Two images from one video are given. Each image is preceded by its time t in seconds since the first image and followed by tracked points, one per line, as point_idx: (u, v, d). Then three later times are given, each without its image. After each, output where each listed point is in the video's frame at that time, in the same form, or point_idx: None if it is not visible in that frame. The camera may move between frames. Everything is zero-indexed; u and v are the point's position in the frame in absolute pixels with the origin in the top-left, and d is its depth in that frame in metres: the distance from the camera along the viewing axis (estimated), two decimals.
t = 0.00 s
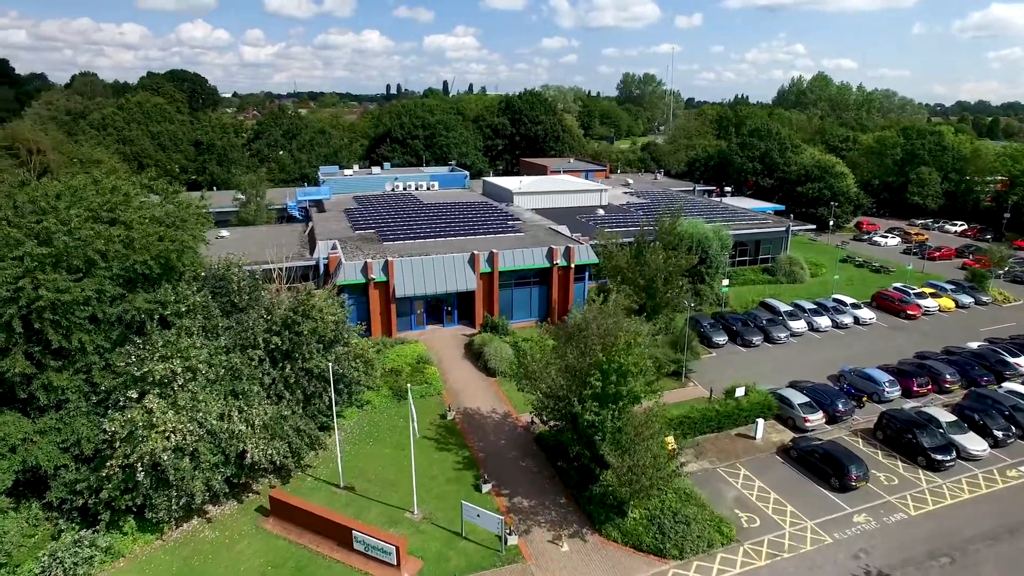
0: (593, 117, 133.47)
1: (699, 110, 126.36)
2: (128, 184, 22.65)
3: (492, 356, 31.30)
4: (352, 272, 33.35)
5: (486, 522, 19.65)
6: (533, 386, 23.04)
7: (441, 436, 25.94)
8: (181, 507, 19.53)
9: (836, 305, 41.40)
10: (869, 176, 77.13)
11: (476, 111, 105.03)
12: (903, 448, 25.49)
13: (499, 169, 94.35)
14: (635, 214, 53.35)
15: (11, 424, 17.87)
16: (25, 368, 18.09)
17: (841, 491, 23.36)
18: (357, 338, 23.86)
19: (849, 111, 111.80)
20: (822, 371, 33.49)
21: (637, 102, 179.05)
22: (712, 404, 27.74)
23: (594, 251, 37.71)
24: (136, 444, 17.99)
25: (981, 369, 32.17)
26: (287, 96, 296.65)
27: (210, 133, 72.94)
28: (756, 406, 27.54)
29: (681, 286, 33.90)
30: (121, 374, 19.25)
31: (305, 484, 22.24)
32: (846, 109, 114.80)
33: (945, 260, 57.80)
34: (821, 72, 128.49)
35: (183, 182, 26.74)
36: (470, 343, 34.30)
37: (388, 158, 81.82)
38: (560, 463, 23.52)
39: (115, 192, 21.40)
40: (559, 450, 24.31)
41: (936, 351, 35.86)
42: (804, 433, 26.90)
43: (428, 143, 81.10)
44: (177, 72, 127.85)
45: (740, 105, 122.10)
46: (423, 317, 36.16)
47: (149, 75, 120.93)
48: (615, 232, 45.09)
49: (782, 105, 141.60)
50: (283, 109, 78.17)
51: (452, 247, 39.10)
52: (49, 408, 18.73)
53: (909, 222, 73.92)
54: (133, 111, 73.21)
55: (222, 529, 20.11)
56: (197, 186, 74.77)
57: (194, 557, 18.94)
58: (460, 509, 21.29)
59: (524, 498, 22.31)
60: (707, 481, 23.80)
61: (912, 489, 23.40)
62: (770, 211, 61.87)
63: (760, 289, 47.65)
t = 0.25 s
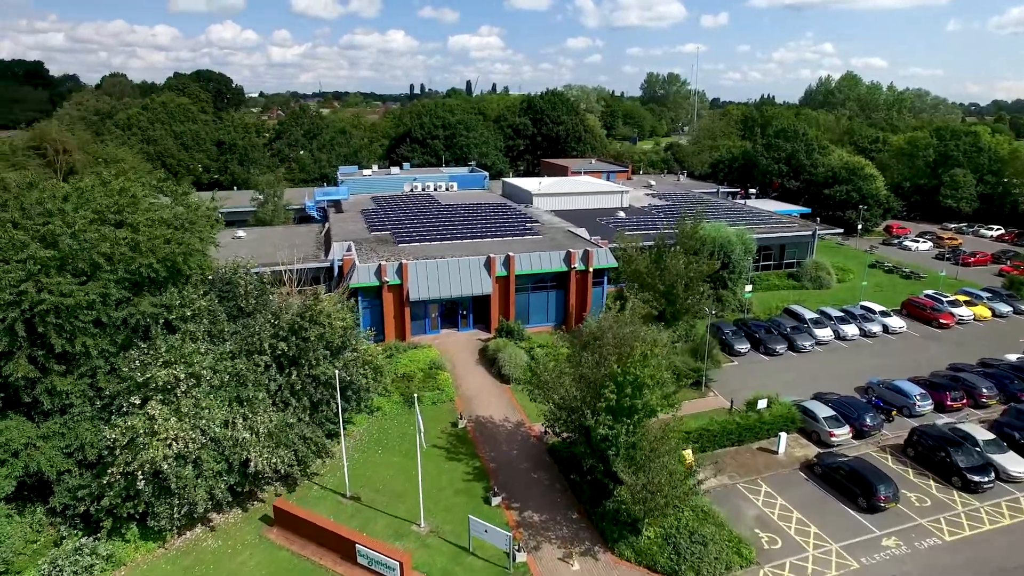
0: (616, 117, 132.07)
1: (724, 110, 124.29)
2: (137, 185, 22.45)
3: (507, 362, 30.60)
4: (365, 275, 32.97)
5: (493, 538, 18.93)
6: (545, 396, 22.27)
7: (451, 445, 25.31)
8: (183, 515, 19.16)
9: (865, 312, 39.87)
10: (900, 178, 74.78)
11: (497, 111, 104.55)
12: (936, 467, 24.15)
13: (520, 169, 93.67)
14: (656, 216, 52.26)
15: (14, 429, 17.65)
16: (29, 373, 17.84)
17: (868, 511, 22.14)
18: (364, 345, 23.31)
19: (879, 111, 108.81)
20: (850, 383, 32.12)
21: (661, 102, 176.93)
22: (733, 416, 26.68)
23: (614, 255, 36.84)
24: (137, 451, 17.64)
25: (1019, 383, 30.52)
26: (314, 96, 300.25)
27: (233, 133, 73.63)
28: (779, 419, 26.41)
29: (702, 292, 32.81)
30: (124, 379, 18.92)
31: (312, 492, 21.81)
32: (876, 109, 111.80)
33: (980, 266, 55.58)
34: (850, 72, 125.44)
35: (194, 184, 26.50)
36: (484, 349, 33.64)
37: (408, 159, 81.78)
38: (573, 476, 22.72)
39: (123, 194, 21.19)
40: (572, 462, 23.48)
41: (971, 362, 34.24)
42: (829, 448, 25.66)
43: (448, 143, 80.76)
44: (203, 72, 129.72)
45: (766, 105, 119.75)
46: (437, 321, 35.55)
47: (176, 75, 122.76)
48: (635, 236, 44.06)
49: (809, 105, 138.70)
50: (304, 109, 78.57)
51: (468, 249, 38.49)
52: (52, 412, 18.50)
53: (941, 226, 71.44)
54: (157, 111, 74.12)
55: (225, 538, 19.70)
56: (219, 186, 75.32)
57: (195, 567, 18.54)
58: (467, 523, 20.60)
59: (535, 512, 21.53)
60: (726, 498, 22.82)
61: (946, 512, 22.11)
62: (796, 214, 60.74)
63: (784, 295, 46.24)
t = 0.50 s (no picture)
0: (631, 118, 130.85)
1: (742, 110, 122.49)
2: (136, 188, 22.10)
3: (514, 369, 29.89)
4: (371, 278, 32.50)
5: (493, 556, 18.08)
6: (550, 408, 21.52)
7: (455, 455, 24.68)
8: (177, 527, 18.70)
9: (886, 320, 38.58)
10: (922, 179, 72.87)
11: (511, 111, 103.89)
12: (962, 485, 22.99)
13: (533, 170, 92.96)
14: (670, 219, 51.25)
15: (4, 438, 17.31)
16: (22, 380, 17.49)
17: (889, 532, 21.04)
18: (365, 352, 22.76)
19: (901, 111, 106.49)
20: (870, 394, 30.95)
21: (677, 101, 175.10)
22: (747, 429, 25.68)
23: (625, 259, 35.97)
24: (128, 462, 17.20)
25: None
26: (331, 96, 301.98)
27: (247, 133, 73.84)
28: (795, 432, 25.40)
29: (716, 298, 31.82)
30: (118, 387, 18.51)
31: (310, 503, 21.31)
32: (898, 109, 109.40)
33: (1006, 272, 53.76)
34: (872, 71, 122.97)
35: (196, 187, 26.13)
36: (491, 355, 32.97)
37: (420, 159, 81.43)
38: (579, 490, 21.94)
39: (120, 197, 20.83)
40: (579, 475, 22.71)
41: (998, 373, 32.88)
42: (848, 462, 24.59)
43: (461, 143, 80.27)
44: (220, 73, 130.71)
45: (785, 105, 117.74)
46: (445, 325, 34.98)
47: (194, 75, 123.71)
48: (648, 239, 43.14)
49: (829, 104, 136.27)
50: (317, 109, 78.52)
51: (476, 252, 37.84)
52: (44, 421, 18.13)
53: (966, 229, 69.46)
54: (172, 111, 74.46)
55: (220, 550, 19.23)
56: (233, 186, 75.47)
57: None
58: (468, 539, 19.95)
59: (539, 527, 20.81)
60: (739, 515, 21.93)
61: (972, 535, 20.97)
62: (814, 217, 59.38)
63: (802, 301, 45.01)
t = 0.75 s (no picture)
0: (642, 118, 129.65)
1: (755, 110, 120.92)
2: (128, 191, 21.58)
3: (517, 377, 29.17)
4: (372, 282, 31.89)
5: None
6: (552, 420, 20.78)
7: (454, 466, 24.00)
8: (164, 541, 18.15)
9: (903, 327, 37.41)
10: (940, 181, 71.25)
11: (520, 111, 103.18)
12: (984, 505, 21.96)
13: (542, 171, 92.16)
14: (680, 222, 50.28)
15: None
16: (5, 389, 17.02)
17: (906, 554, 20.07)
18: (360, 360, 22.13)
19: (918, 111, 104.49)
20: (885, 405, 29.89)
21: (689, 101, 173.47)
22: (756, 442, 24.77)
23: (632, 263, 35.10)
24: (113, 475, 16.64)
25: None
26: (342, 95, 302.89)
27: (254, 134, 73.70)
28: (807, 446, 24.46)
29: (725, 305, 30.87)
30: (105, 397, 17.96)
31: (303, 516, 20.74)
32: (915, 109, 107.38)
33: None
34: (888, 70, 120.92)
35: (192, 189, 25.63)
36: (494, 362, 32.25)
37: (428, 159, 80.91)
38: (580, 505, 21.20)
39: (111, 200, 20.32)
40: (580, 490, 21.94)
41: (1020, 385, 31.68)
42: (863, 478, 23.60)
43: (469, 144, 79.65)
44: (231, 73, 131.15)
45: (799, 105, 116.01)
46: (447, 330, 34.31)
47: (205, 75, 124.11)
48: (656, 242, 42.17)
49: (844, 104, 134.27)
50: (325, 109, 78.23)
51: (481, 256, 37.14)
52: (29, 431, 17.65)
53: (984, 232, 67.81)
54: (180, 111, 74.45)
55: (208, 564, 18.67)
56: (240, 186, 75.34)
57: None
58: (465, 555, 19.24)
59: (538, 544, 20.06)
60: (747, 533, 21.08)
61: (995, 558, 19.95)
62: (828, 219, 58.12)
63: (815, 306, 43.89)
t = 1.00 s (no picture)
0: (655, 118, 128.23)
1: (769, 111, 119.13)
2: (118, 195, 21.00)
3: (520, 387, 28.31)
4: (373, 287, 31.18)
5: None
6: (552, 436, 19.91)
7: (452, 480, 23.19)
8: (147, 560, 17.43)
9: (922, 336, 36.05)
10: (960, 184, 69.37)
11: (531, 111, 102.34)
12: (1011, 529, 20.77)
13: (553, 172, 91.22)
14: (691, 225, 49.15)
15: None
16: None
17: None
18: (355, 371, 21.40)
19: (938, 112, 102.22)
20: (904, 419, 28.65)
21: (703, 102, 171.61)
22: (768, 458, 23.69)
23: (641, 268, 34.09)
24: (92, 491, 15.94)
25: None
26: (355, 95, 304.07)
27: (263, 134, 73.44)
28: (821, 463, 23.36)
29: (737, 313, 29.79)
30: (87, 409, 17.31)
31: (294, 532, 20.06)
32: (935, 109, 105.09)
33: None
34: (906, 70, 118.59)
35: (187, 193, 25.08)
36: (498, 370, 31.41)
37: (437, 160, 80.29)
38: (581, 525, 20.30)
39: (99, 205, 19.75)
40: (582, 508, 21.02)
41: None
42: (881, 498, 22.48)
43: (478, 145, 78.94)
44: (244, 74, 131.57)
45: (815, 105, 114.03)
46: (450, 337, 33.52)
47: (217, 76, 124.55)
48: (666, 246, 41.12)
49: (861, 104, 131.99)
50: (334, 109, 77.89)
51: (485, 260, 36.32)
52: (9, 444, 17.08)
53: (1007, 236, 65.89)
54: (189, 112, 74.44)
55: None
56: (249, 187, 75.17)
57: None
58: None
59: (537, 565, 19.19)
60: (758, 556, 20.06)
61: None
62: (844, 222, 56.70)
63: (830, 313, 42.58)
